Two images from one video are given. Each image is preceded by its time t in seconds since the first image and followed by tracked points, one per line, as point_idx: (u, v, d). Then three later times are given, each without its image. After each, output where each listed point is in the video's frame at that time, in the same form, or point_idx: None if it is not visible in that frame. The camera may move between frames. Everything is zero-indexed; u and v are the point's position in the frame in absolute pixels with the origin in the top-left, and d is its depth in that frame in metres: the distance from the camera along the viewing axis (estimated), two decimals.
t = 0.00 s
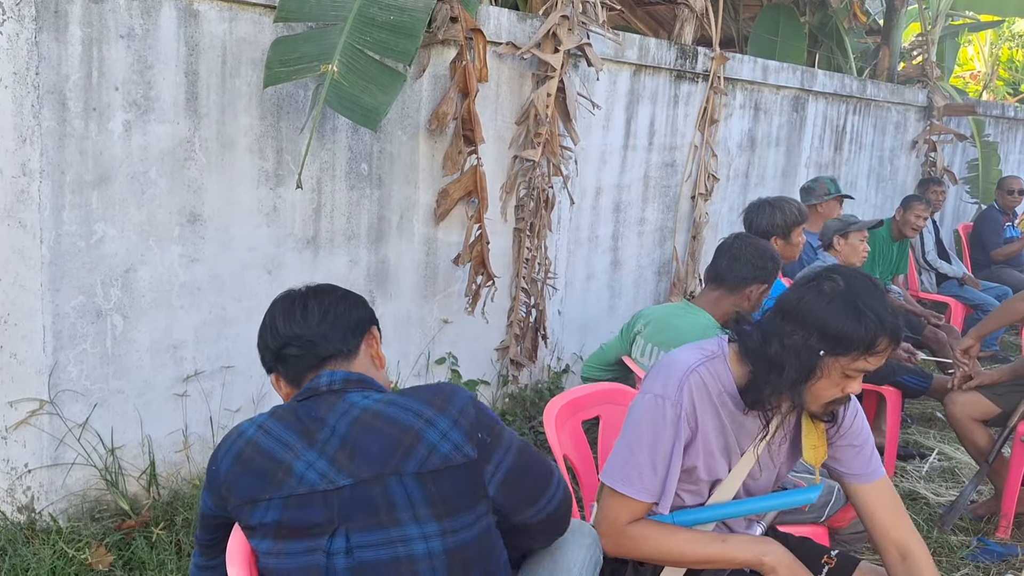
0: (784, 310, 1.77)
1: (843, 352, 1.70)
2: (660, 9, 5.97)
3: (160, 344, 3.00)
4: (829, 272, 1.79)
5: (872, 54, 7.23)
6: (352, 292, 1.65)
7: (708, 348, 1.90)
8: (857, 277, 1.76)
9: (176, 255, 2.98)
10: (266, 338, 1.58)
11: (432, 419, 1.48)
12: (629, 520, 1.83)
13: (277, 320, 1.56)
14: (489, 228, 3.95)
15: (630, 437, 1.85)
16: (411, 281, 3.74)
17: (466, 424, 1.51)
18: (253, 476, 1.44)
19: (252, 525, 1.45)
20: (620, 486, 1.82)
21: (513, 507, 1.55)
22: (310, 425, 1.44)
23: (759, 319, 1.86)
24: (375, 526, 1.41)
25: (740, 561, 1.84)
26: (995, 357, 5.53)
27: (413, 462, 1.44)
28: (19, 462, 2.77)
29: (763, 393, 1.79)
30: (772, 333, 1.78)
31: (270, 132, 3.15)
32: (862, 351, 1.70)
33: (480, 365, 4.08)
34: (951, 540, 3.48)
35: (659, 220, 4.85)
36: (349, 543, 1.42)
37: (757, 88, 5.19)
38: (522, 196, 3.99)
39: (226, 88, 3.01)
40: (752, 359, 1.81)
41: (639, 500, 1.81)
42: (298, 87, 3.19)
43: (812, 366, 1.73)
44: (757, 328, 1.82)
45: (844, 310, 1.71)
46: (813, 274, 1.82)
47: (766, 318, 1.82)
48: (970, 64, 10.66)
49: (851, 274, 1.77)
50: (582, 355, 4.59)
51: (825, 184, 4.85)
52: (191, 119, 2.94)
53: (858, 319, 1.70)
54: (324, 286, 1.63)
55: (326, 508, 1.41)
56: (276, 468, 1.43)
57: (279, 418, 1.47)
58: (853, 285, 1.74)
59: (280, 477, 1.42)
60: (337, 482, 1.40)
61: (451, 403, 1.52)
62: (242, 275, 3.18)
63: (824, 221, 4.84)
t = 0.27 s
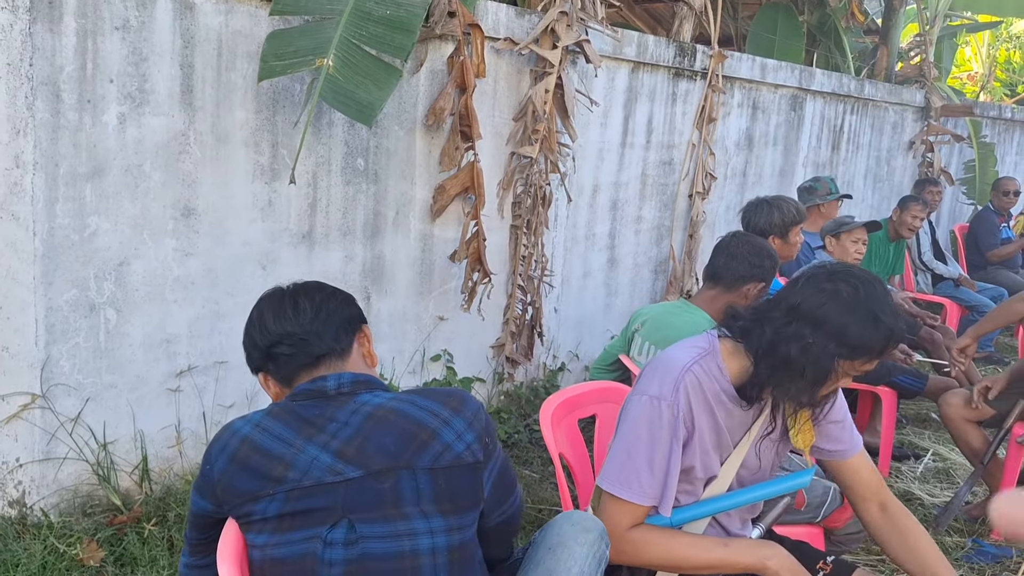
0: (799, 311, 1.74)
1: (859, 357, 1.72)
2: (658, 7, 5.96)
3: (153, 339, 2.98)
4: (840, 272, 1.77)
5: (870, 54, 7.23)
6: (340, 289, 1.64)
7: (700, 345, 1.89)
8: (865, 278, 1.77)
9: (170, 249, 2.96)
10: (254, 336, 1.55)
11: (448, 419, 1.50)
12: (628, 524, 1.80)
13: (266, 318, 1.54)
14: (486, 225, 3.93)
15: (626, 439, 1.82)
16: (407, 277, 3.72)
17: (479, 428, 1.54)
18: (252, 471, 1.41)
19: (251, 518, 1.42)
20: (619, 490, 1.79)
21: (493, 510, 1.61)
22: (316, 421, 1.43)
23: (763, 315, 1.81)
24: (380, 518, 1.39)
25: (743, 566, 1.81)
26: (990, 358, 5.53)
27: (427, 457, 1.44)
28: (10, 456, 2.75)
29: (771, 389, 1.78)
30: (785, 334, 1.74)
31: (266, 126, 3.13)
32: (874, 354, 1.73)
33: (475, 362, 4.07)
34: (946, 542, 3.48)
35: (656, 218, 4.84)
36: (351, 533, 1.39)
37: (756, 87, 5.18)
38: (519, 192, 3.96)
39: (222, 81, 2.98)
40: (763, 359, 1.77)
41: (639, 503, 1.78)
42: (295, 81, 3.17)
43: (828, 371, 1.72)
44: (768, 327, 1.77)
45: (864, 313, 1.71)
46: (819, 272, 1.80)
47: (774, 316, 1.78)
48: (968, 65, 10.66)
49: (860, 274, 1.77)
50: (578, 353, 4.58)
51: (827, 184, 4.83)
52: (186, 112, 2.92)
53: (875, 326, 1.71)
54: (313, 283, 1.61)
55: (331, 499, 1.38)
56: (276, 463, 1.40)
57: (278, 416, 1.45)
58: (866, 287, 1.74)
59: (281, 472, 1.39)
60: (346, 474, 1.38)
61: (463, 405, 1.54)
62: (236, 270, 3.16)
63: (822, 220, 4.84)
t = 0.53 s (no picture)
0: (804, 307, 1.72)
1: (859, 348, 1.74)
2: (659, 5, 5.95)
3: (151, 333, 2.97)
4: (839, 267, 1.77)
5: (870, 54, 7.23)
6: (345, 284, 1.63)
7: (695, 342, 1.86)
8: (861, 272, 1.78)
9: (169, 243, 2.95)
10: (259, 331, 1.55)
11: (451, 418, 1.49)
12: (637, 530, 1.75)
13: (271, 314, 1.54)
14: (485, 221, 3.92)
15: (632, 443, 1.76)
16: (406, 273, 3.71)
17: (483, 427, 1.53)
18: (254, 465, 1.41)
19: (252, 513, 1.41)
20: (628, 496, 1.74)
21: (501, 507, 1.59)
22: (319, 416, 1.42)
23: (764, 310, 1.80)
24: (383, 514, 1.39)
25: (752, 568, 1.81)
26: (987, 359, 5.54)
27: (430, 455, 1.44)
28: (6, 450, 2.74)
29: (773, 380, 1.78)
30: (791, 332, 1.73)
31: (266, 120, 3.11)
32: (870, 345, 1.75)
33: (473, 359, 4.06)
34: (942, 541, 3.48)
35: (655, 215, 4.83)
36: (353, 529, 1.38)
37: (756, 85, 5.17)
38: (518, 189, 3.95)
39: (221, 75, 2.97)
40: (766, 355, 1.77)
41: (649, 509, 1.73)
42: (295, 76, 3.15)
43: (833, 365, 1.73)
44: (772, 324, 1.76)
45: (866, 308, 1.72)
46: (818, 267, 1.79)
47: (775, 312, 1.76)
48: (968, 66, 10.68)
49: (856, 269, 1.78)
50: (576, 350, 4.57)
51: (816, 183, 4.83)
52: (186, 106, 2.91)
53: (875, 317, 1.73)
54: (317, 278, 1.61)
55: (333, 494, 1.38)
56: (278, 457, 1.39)
57: (282, 411, 1.44)
58: (865, 282, 1.75)
59: (283, 466, 1.39)
60: (349, 470, 1.38)
61: (467, 404, 1.53)
62: (235, 265, 3.15)
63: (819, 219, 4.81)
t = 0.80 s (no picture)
0: (802, 302, 1.71)
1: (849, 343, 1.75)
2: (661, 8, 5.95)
3: (151, 335, 2.97)
4: (830, 262, 1.77)
5: (872, 58, 7.22)
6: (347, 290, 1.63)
7: (693, 339, 1.87)
8: (848, 268, 1.79)
9: (169, 245, 2.95)
10: (260, 336, 1.55)
11: (447, 422, 1.49)
12: (652, 529, 1.71)
13: (273, 318, 1.53)
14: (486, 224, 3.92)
15: (642, 439, 1.74)
16: (406, 276, 3.71)
17: (479, 433, 1.52)
18: (253, 469, 1.40)
19: (250, 519, 1.40)
20: (641, 492, 1.70)
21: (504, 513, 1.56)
22: (317, 420, 1.42)
23: (759, 305, 1.78)
24: (380, 520, 1.38)
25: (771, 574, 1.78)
26: (987, 364, 5.54)
27: (425, 460, 1.43)
28: (5, 452, 2.73)
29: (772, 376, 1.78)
30: (791, 326, 1.72)
31: (267, 123, 3.11)
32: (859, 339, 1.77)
33: (473, 362, 4.06)
34: (941, 547, 3.47)
35: (656, 219, 4.83)
36: (351, 534, 1.37)
37: (757, 89, 5.17)
38: (519, 192, 3.95)
39: (223, 78, 2.97)
40: (763, 350, 1.77)
41: (664, 506, 1.70)
42: (297, 78, 3.15)
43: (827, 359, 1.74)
44: (771, 318, 1.74)
45: (858, 303, 1.73)
46: (809, 262, 1.78)
47: (773, 305, 1.74)
48: (968, 70, 10.69)
49: (844, 264, 1.79)
50: (576, 353, 4.57)
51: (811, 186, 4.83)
52: (187, 108, 2.90)
53: (866, 312, 1.75)
54: (319, 284, 1.60)
55: (331, 498, 1.37)
56: (277, 461, 1.39)
57: (281, 415, 1.44)
58: (855, 278, 1.77)
59: (281, 470, 1.39)
60: (346, 474, 1.37)
61: (464, 410, 1.53)
62: (235, 267, 3.14)
63: (818, 224, 4.80)
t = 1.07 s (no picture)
0: (803, 298, 1.73)
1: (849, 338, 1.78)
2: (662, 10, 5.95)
3: (152, 338, 2.97)
4: (827, 259, 1.78)
5: (873, 61, 7.22)
6: (350, 294, 1.62)
7: (695, 337, 1.85)
8: (844, 265, 1.81)
9: (171, 247, 2.95)
10: (263, 341, 1.55)
11: (451, 425, 1.48)
12: (669, 532, 1.69)
13: (275, 323, 1.53)
14: (487, 227, 3.92)
15: (652, 439, 1.71)
16: (407, 278, 3.71)
17: (482, 436, 1.51)
18: (259, 473, 1.40)
19: (257, 523, 1.40)
20: (656, 494, 1.68)
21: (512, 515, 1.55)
22: (322, 424, 1.41)
23: (761, 303, 1.79)
24: (388, 522, 1.37)
25: None
26: (988, 368, 5.53)
27: (431, 462, 1.42)
28: (6, 454, 2.73)
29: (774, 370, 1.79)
30: (795, 323, 1.73)
31: (269, 125, 3.11)
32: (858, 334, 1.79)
33: (473, 364, 4.06)
34: (942, 552, 3.47)
35: (657, 221, 4.83)
36: (358, 537, 1.37)
37: (759, 92, 5.17)
38: (520, 195, 3.95)
39: (225, 80, 2.97)
40: (766, 346, 1.78)
41: (679, 506, 1.68)
42: (299, 81, 3.15)
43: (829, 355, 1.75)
44: (773, 316, 1.76)
45: (857, 298, 1.75)
46: (807, 260, 1.80)
47: (776, 303, 1.75)
48: (969, 73, 10.69)
49: (840, 261, 1.80)
50: (576, 356, 4.57)
51: (814, 189, 4.82)
52: (189, 110, 2.90)
53: (864, 308, 1.77)
54: (322, 288, 1.60)
55: (338, 502, 1.36)
56: (283, 465, 1.39)
57: (286, 419, 1.43)
58: (850, 275, 1.79)
59: (288, 473, 1.38)
60: (352, 478, 1.37)
61: (467, 413, 1.52)
62: (236, 269, 3.14)
63: (819, 227, 4.80)
